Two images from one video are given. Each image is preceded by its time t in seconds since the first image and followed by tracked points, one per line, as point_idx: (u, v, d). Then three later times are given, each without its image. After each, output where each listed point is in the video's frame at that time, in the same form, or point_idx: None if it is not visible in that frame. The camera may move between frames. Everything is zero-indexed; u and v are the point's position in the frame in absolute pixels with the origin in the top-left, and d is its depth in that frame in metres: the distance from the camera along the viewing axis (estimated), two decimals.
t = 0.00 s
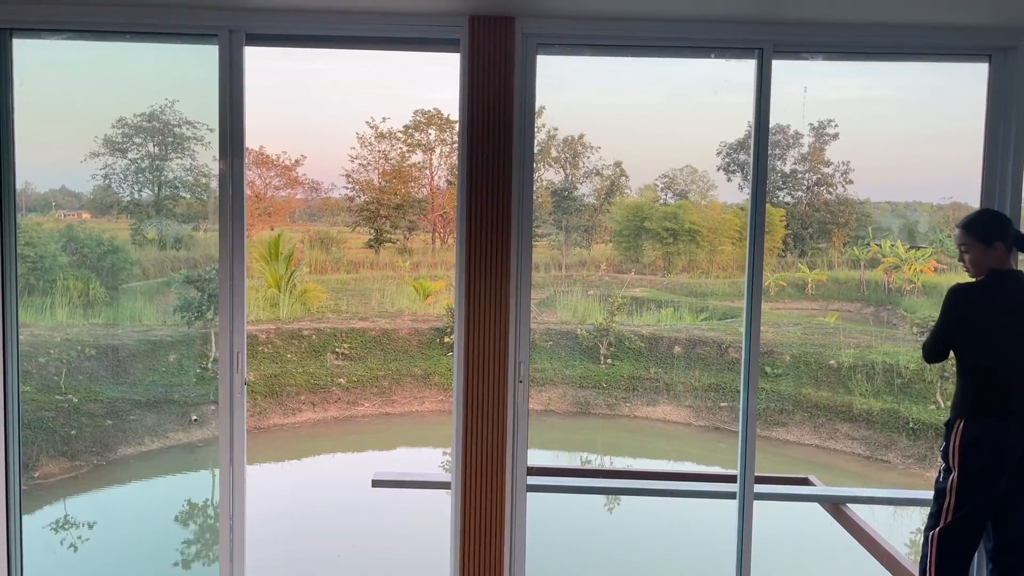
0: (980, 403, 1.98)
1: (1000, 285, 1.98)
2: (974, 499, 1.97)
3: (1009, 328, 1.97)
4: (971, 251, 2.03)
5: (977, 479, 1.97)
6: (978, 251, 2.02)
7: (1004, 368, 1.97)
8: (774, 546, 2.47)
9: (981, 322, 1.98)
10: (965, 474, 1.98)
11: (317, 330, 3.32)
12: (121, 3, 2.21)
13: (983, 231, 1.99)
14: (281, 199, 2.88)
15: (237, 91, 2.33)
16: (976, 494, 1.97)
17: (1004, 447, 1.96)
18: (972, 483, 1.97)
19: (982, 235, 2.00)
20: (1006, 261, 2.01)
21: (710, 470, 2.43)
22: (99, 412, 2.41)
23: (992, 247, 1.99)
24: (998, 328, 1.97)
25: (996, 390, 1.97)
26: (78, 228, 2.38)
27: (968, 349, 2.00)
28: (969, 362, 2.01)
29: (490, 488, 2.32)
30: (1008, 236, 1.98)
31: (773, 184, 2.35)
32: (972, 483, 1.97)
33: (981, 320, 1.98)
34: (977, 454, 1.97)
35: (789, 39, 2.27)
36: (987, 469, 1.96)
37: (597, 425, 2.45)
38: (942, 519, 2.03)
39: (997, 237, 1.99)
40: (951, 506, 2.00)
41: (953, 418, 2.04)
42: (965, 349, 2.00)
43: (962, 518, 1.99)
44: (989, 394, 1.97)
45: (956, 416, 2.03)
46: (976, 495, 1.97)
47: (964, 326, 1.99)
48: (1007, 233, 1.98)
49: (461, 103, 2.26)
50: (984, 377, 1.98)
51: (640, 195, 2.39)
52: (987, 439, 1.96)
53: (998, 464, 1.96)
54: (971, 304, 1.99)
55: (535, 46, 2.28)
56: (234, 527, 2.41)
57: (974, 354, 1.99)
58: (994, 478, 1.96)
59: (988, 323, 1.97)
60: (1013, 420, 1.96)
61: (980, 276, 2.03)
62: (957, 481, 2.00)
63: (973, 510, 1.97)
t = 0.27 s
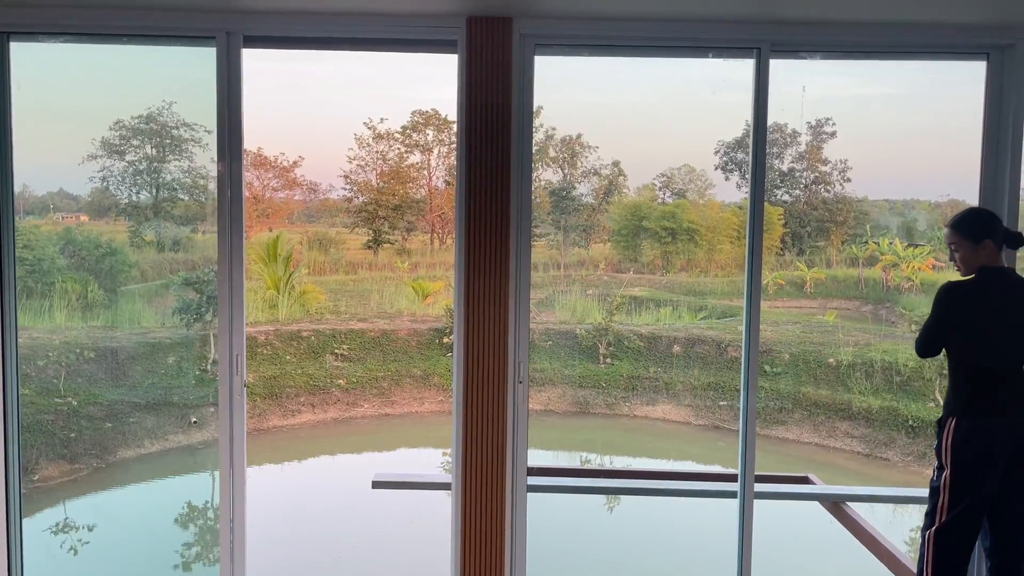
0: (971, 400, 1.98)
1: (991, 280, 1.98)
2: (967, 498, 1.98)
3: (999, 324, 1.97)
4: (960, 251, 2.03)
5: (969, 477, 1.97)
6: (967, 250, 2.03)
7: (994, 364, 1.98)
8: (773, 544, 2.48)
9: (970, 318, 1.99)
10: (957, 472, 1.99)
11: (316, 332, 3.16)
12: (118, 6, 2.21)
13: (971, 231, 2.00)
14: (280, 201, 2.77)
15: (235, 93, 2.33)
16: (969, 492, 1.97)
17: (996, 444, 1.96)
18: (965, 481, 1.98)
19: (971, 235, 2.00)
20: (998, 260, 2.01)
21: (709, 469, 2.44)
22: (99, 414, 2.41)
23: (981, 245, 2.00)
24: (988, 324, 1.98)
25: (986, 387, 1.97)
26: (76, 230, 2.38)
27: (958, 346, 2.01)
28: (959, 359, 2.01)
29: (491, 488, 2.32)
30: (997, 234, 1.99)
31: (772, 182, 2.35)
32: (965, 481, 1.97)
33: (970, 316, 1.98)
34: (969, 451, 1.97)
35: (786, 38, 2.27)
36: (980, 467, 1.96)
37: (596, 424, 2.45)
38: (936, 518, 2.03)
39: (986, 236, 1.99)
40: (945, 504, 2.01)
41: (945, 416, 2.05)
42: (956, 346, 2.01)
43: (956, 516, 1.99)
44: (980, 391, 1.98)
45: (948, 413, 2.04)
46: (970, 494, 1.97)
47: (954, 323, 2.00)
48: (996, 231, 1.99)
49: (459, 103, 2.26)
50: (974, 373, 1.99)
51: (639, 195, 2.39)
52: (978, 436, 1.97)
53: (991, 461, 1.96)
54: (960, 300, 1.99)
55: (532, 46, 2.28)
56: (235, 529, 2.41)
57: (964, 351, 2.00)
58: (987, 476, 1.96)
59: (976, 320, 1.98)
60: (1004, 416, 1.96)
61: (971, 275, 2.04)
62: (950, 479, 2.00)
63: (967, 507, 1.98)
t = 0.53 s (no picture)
0: (957, 397, 1.98)
1: (975, 279, 1.98)
2: (953, 496, 1.97)
3: (983, 323, 1.98)
4: (941, 249, 2.03)
5: (954, 475, 1.97)
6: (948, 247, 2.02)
7: (978, 362, 1.98)
8: (772, 543, 2.48)
9: (954, 315, 1.99)
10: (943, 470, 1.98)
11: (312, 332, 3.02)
12: (114, 9, 2.21)
13: (950, 229, 2.00)
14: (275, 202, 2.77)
15: (231, 95, 2.33)
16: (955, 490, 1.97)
17: (980, 442, 1.96)
18: (950, 480, 1.97)
19: (950, 232, 2.00)
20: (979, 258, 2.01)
21: (707, 468, 2.44)
22: (96, 417, 2.40)
23: (962, 242, 2.00)
24: (972, 322, 1.98)
25: (971, 384, 1.97)
26: (73, 233, 2.37)
27: (942, 342, 2.01)
28: (943, 356, 2.01)
29: (489, 488, 2.32)
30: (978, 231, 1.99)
31: (768, 181, 2.36)
32: (951, 479, 1.97)
33: (954, 314, 1.99)
34: (954, 449, 1.97)
35: (782, 38, 2.27)
36: (965, 466, 1.96)
37: (595, 424, 2.45)
38: (921, 516, 2.02)
39: (965, 233, 1.99)
40: (930, 502, 2.00)
41: (931, 413, 2.04)
42: (940, 343, 2.01)
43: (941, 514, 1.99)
44: (965, 388, 1.98)
45: (933, 410, 2.03)
46: (956, 492, 1.97)
47: (938, 320, 2.01)
48: (974, 227, 1.99)
49: (455, 103, 2.26)
50: (959, 371, 1.99)
51: (636, 194, 2.39)
52: (962, 435, 1.96)
53: (976, 459, 1.96)
54: (944, 298, 2.00)
55: (528, 46, 2.28)
56: (233, 532, 2.41)
57: (947, 348, 2.00)
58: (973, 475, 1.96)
59: (961, 317, 1.98)
60: (988, 414, 1.97)
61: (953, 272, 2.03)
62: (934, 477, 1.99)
63: (951, 505, 1.97)
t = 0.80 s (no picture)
0: (925, 398, 2.03)
1: (943, 283, 2.07)
2: (925, 495, 1.99)
3: (947, 325, 2.06)
4: (909, 248, 2.15)
5: (927, 475, 1.99)
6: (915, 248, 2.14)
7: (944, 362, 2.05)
8: (769, 541, 2.48)
9: (922, 317, 2.05)
10: (916, 470, 2.00)
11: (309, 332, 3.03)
12: (107, 10, 2.21)
13: (920, 229, 2.13)
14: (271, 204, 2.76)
15: (226, 96, 2.32)
16: (926, 490, 1.99)
17: (949, 442, 2.00)
18: (923, 479, 1.99)
19: (919, 232, 2.14)
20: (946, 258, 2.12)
21: (704, 466, 2.45)
22: (92, 419, 2.40)
23: (929, 242, 2.12)
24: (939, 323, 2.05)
25: (938, 385, 2.03)
26: (68, 235, 2.37)
27: (907, 344, 2.07)
28: (910, 358, 2.06)
29: (486, 488, 2.31)
30: (942, 232, 2.12)
31: (763, 180, 2.36)
32: (923, 479, 1.99)
33: (921, 316, 2.06)
34: (926, 448, 2.00)
35: (777, 37, 2.27)
36: (936, 465, 2.00)
37: (592, 423, 2.45)
38: (895, 516, 2.03)
39: (935, 233, 2.12)
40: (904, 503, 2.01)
41: (900, 414, 2.06)
42: (908, 345, 2.06)
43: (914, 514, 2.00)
44: (932, 389, 2.02)
45: (902, 411, 2.06)
46: (927, 491, 1.99)
47: (905, 321, 2.06)
48: (942, 229, 2.12)
49: (451, 103, 2.26)
50: (925, 372, 2.04)
51: (631, 192, 2.39)
52: (933, 434, 2.00)
53: (946, 459, 1.99)
54: (912, 301, 2.06)
55: (523, 46, 2.28)
56: (230, 534, 2.41)
57: (915, 350, 2.06)
58: (943, 474, 1.99)
59: (928, 319, 2.05)
60: (956, 415, 2.02)
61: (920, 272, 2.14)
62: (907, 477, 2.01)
63: (924, 505, 1.99)
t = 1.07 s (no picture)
0: (891, 397, 2.32)
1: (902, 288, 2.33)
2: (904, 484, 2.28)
3: (907, 330, 2.34)
4: (869, 245, 2.38)
5: (902, 464, 2.28)
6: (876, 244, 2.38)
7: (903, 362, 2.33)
8: (765, 539, 2.49)
9: (886, 327, 2.32)
10: (894, 464, 2.28)
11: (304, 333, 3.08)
12: (99, 10, 2.20)
13: (879, 229, 2.36)
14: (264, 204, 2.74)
15: (220, 95, 2.31)
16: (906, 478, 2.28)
17: (915, 430, 2.30)
18: (899, 468, 2.28)
19: (878, 232, 2.37)
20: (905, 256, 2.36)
21: (700, 465, 2.45)
22: (87, 421, 2.39)
23: (890, 240, 2.36)
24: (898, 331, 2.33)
25: (902, 383, 2.32)
26: (61, 236, 2.36)
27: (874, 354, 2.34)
28: (875, 360, 2.34)
29: (483, 487, 2.32)
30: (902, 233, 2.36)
31: (758, 179, 2.37)
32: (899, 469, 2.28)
33: (884, 327, 2.33)
34: (899, 443, 2.28)
35: (771, 35, 2.27)
36: (910, 453, 2.29)
37: (587, 422, 2.45)
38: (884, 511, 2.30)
39: (892, 232, 2.36)
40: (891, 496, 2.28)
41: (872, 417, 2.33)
42: (875, 352, 2.33)
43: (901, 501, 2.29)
44: (897, 387, 2.32)
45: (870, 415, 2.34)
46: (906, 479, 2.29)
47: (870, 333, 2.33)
48: (900, 229, 2.36)
49: (445, 103, 2.26)
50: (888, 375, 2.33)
51: (626, 191, 2.39)
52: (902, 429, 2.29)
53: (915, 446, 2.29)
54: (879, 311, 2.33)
55: (518, 46, 2.28)
56: (225, 536, 2.40)
57: (880, 352, 2.33)
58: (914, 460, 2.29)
59: (892, 327, 2.33)
60: (915, 406, 2.32)
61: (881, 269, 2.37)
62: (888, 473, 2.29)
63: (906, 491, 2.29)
